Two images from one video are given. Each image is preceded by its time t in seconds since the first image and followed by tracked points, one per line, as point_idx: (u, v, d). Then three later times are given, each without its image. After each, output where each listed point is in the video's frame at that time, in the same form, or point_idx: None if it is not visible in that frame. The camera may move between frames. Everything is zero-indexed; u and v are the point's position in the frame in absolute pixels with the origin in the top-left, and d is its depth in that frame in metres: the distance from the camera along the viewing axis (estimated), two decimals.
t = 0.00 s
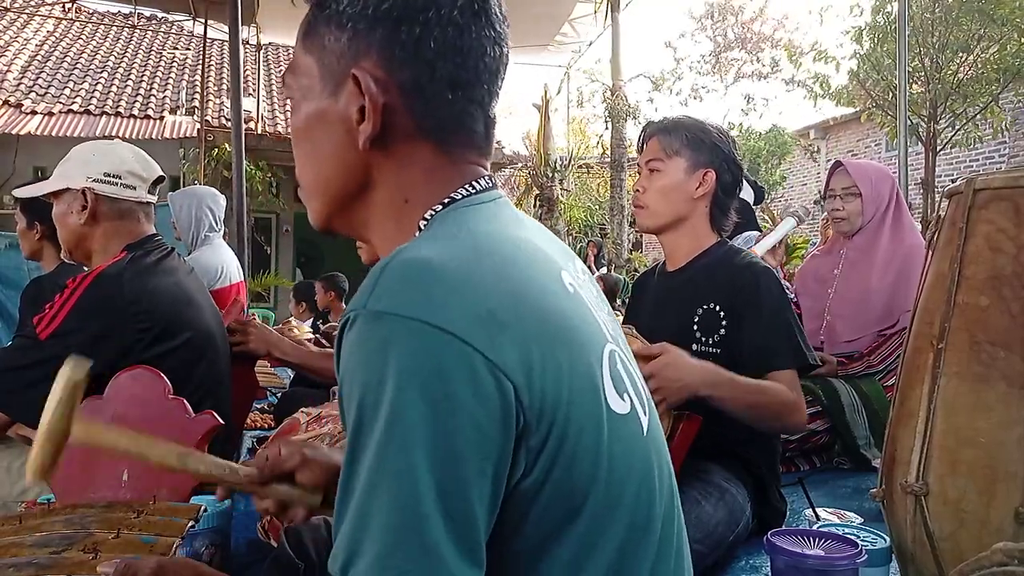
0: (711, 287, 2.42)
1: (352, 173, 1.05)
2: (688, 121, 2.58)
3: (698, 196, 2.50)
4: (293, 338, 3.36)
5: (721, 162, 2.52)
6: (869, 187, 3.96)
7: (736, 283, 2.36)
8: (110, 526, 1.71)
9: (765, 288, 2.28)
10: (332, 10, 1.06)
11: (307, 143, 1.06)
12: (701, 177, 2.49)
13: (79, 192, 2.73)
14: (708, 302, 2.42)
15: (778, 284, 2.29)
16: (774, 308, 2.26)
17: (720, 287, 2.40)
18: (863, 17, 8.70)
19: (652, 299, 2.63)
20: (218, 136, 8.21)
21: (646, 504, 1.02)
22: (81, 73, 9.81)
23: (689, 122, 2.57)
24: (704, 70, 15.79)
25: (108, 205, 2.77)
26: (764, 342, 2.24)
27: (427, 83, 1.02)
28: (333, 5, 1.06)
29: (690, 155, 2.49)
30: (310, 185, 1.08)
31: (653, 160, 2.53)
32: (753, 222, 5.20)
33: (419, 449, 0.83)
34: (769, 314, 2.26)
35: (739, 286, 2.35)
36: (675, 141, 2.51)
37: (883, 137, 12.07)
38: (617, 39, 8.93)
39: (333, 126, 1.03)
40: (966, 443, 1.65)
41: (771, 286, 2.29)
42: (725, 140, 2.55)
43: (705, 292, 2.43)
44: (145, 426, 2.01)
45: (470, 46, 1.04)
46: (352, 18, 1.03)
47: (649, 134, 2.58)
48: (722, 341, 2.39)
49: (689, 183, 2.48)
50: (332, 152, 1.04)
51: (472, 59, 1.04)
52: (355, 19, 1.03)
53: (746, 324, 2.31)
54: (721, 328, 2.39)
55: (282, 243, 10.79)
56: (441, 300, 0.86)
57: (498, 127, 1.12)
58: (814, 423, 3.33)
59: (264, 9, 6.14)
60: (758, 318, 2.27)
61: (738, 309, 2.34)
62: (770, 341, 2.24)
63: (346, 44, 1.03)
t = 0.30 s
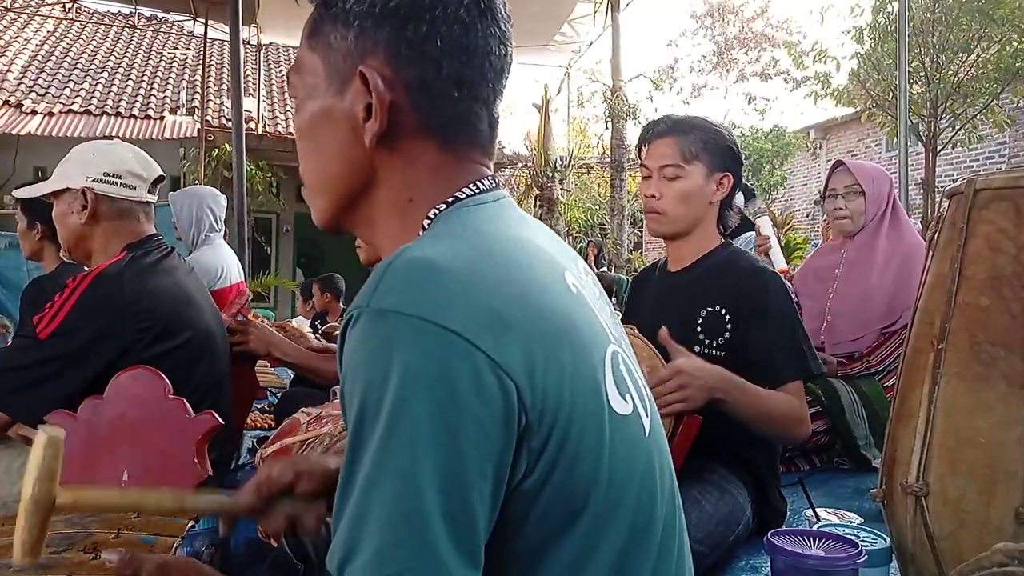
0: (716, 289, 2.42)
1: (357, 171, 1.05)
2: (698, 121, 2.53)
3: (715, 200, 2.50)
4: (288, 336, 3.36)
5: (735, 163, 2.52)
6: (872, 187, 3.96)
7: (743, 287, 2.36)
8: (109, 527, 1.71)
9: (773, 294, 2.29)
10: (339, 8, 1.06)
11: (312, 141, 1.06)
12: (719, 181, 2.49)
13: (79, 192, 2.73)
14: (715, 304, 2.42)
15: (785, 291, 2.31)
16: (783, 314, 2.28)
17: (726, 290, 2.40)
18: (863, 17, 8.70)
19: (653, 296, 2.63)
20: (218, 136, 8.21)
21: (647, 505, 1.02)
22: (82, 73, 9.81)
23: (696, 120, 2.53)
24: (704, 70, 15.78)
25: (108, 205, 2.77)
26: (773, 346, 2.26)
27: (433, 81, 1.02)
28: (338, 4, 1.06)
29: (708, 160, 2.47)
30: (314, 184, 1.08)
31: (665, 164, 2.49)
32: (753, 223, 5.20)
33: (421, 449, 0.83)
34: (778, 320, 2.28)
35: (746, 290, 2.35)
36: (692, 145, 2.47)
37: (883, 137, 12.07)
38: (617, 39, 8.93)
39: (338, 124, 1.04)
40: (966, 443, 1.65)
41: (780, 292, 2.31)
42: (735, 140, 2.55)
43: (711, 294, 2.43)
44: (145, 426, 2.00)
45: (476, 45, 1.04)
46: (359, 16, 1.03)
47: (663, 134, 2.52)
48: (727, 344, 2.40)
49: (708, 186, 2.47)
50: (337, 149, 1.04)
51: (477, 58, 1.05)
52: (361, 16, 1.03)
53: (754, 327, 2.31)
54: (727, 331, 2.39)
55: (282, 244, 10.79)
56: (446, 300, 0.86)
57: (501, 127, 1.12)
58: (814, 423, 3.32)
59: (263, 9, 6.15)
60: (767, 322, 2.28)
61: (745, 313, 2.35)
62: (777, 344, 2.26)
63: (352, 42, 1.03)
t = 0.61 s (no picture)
0: (726, 295, 2.42)
1: (358, 171, 1.05)
2: (716, 125, 2.48)
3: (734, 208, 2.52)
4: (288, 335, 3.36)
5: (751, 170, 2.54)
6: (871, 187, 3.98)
7: (757, 297, 2.36)
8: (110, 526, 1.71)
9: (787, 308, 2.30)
10: (340, 7, 1.06)
11: (313, 140, 1.06)
12: (740, 191, 2.51)
13: (79, 192, 2.73)
14: (726, 312, 2.42)
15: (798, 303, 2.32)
16: (797, 326, 2.30)
17: (736, 298, 2.40)
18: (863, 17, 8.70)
19: (657, 294, 2.62)
20: (218, 136, 8.20)
21: (648, 506, 1.02)
22: (81, 73, 9.80)
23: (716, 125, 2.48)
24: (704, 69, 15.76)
25: (108, 205, 2.76)
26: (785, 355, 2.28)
27: (435, 80, 1.02)
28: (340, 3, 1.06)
29: (734, 170, 2.47)
30: (315, 183, 1.08)
31: (693, 175, 2.44)
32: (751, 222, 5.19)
33: (423, 451, 0.83)
34: (791, 329, 2.29)
35: (759, 301, 2.35)
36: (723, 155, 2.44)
37: (883, 137, 12.07)
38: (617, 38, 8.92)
39: (339, 124, 1.03)
40: (967, 443, 1.65)
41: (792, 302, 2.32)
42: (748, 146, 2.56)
43: (719, 302, 2.43)
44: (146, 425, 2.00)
45: (478, 45, 1.05)
46: (359, 15, 1.03)
47: (685, 145, 2.47)
48: (737, 353, 2.40)
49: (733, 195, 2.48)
50: (338, 148, 1.04)
51: (479, 57, 1.05)
52: (362, 15, 1.03)
53: (767, 335, 2.32)
54: (738, 340, 2.40)
55: (282, 244, 10.79)
56: (446, 301, 0.86)
57: (501, 127, 1.13)
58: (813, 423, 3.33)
59: (263, 9, 6.14)
60: (781, 331, 2.30)
61: (757, 321, 2.35)
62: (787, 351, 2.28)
63: (353, 41, 1.03)
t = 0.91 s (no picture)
0: (721, 299, 2.42)
1: (358, 172, 1.05)
2: (698, 129, 2.47)
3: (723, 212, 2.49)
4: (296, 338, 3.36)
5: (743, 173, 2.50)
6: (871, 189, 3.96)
7: (749, 301, 2.35)
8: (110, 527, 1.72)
9: (778, 314, 2.27)
10: (340, 6, 1.06)
11: (314, 141, 1.06)
12: (728, 193, 2.48)
13: (75, 192, 2.73)
14: (720, 318, 2.41)
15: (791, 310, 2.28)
16: (781, 332, 2.25)
17: (731, 303, 2.39)
18: (864, 17, 8.71)
19: (656, 299, 2.65)
20: (218, 136, 8.20)
21: (653, 509, 1.02)
22: (82, 73, 9.81)
23: (695, 127, 2.48)
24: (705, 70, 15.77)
25: (104, 206, 2.77)
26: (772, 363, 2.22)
27: (435, 79, 1.02)
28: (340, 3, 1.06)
29: (717, 173, 2.45)
30: (314, 184, 1.08)
31: (672, 181, 2.46)
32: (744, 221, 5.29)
33: (432, 452, 0.83)
34: (778, 335, 2.25)
35: (751, 304, 2.34)
36: (699, 160, 2.44)
37: (883, 138, 12.08)
38: (617, 39, 8.92)
39: (340, 124, 1.03)
40: (967, 444, 1.65)
41: (784, 308, 2.29)
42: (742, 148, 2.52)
43: (715, 307, 2.43)
44: (145, 425, 2.00)
45: (479, 45, 1.05)
46: (360, 15, 1.03)
47: (663, 150, 2.49)
48: (734, 359, 2.39)
49: (717, 200, 2.46)
50: (339, 148, 1.04)
51: (481, 57, 1.05)
52: (363, 15, 1.03)
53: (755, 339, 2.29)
54: (733, 345, 2.38)
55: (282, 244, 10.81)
56: (455, 303, 0.86)
57: (502, 127, 1.13)
58: (814, 423, 3.33)
59: (264, 9, 6.14)
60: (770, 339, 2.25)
61: (749, 325, 2.33)
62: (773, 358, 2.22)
63: (354, 40, 1.03)
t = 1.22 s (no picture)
0: (710, 291, 2.43)
1: (356, 171, 1.05)
2: (652, 128, 2.53)
3: (683, 201, 2.49)
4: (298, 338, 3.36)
5: (701, 162, 2.49)
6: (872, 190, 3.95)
7: (737, 290, 2.35)
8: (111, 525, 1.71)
9: (764, 300, 2.28)
10: (338, 5, 1.06)
11: (311, 140, 1.06)
12: (681, 182, 2.47)
13: (67, 196, 2.73)
14: (710, 307, 2.42)
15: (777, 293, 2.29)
16: (767, 320, 2.25)
17: (719, 293, 2.41)
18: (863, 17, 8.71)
19: (652, 299, 2.65)
20: (218, 136, 8.21)
21: (648, 510, 1.02)
22: (82, 73, 9.81)
23: (651, 128, 2.54)
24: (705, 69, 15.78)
25: (96, 207, 2.76)
26: (760, 350, 2.23)
27: (434, 79, 1.02)
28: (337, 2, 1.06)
29: (665, 164, 2.47)
30: (311, 184, 1.08)
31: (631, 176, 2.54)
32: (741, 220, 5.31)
33: (423, 454, 0.83)
34: (763, 321, 2.26)
35: (740, 293, 2.34)
36: (645, 155, 2.49)
37: (883, 137, 12.09)
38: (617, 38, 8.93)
39: (338, 123, 1.03)
40: (966, 443, 1.65)
41: (770, 294, 2.29)
42: (698, 139, 2.51)
43: (704, 299, 2.44)
44: (144, 426, 1.98)
45: (477, 43, 1.05)
46: (358, 13, 1.03)
47: (622, 153, 2.56)
48: (725, 347, 2.40)
49: (671, 190, 2.47)
50: (337, 147, 1.04)
51: (479, 56, 1.05)
52: (361, 14, 1.03)
53: (740, 326, 2.30)
54: (723, 332, 2.39)
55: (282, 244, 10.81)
56: (447, 305, 0.86)
57: (501, 127, 1.13)
58: (813, 423, 3.33)
59: (264, 9, 6.14)
60: (756, 327, 2.26)
61: (736, 314, 2.34)
62: (761, 346, 2.23)
63: (352, 39, 1.03)
